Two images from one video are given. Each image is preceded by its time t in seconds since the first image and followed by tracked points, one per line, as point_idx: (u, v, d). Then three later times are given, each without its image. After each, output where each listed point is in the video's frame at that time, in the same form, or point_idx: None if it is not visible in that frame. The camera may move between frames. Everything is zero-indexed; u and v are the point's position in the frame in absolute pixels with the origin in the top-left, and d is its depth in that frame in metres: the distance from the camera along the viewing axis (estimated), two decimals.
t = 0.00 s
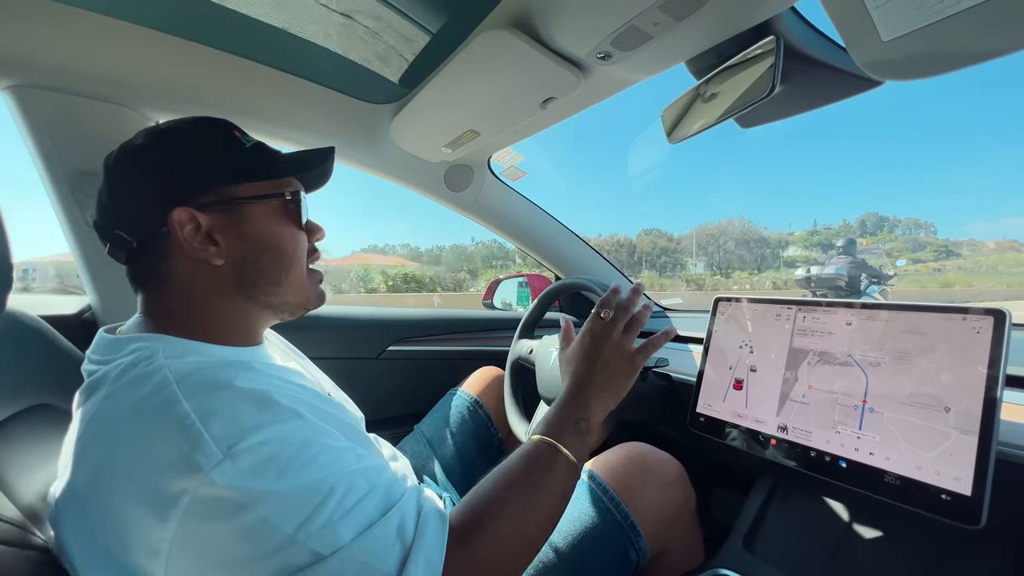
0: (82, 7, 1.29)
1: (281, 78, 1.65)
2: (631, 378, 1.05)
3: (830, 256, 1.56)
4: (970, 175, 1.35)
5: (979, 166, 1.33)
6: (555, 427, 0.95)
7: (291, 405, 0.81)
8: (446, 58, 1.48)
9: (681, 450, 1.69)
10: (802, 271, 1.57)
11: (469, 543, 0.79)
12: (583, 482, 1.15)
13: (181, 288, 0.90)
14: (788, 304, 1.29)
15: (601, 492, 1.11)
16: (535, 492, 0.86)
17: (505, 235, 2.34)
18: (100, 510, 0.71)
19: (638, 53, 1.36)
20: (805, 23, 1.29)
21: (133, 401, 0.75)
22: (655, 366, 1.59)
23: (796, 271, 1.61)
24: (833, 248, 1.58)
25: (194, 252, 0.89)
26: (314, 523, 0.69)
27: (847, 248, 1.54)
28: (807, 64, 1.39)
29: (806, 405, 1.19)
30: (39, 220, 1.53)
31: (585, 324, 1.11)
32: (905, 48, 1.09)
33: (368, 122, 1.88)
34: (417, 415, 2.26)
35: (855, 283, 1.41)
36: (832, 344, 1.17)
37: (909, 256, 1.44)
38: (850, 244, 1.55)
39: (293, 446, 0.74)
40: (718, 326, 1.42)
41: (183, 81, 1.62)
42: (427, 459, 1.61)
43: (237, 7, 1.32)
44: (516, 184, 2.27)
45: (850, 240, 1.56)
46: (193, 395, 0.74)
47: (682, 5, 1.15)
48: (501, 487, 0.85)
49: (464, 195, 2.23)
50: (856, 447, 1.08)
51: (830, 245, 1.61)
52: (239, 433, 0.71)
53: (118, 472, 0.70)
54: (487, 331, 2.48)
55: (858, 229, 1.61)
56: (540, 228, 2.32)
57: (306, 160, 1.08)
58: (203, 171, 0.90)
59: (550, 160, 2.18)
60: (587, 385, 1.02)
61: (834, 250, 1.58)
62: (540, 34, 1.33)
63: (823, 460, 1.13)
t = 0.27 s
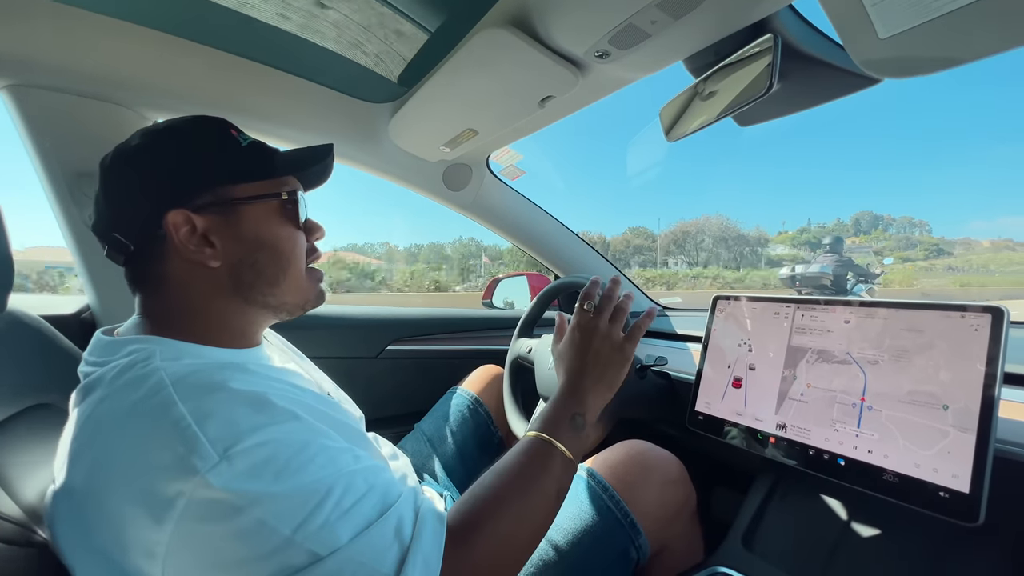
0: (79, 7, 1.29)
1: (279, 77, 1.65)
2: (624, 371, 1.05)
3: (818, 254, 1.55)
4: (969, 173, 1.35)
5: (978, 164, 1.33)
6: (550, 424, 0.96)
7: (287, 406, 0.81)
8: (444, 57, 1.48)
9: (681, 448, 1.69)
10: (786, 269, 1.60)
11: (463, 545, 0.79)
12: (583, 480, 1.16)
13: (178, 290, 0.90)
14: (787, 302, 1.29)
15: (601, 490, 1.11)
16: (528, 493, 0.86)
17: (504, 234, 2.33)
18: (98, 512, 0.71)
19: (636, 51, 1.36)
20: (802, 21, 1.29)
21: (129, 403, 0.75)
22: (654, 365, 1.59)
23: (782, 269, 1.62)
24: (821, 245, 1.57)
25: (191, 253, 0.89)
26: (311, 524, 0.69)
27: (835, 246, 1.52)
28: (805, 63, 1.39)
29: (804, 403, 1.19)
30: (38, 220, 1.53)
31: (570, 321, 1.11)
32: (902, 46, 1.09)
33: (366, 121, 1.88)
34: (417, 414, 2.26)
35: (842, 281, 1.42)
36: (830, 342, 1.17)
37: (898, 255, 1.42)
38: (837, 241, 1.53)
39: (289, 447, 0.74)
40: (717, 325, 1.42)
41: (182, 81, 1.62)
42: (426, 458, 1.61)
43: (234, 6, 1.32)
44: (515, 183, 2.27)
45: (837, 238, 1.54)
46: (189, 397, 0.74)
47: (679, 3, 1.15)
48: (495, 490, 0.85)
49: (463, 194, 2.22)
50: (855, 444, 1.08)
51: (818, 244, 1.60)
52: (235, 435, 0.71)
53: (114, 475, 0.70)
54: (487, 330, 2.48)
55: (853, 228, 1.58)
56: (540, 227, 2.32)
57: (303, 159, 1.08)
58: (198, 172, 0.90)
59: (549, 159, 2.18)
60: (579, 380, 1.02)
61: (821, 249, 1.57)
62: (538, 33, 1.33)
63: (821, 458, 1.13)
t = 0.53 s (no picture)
0: (79, 7, 1.29)
1: (279, 77, 1.65)
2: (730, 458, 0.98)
3: (805, 253, 1.60)
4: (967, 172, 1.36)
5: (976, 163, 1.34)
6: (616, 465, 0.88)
7: (294, 402, 0.82)
8: (443, 56, 1.48)
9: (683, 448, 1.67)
10: (773, 269, 1.65)
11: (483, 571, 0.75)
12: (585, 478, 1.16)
13: (172, 286, 0.90)
14: (786, 301, 1.29)
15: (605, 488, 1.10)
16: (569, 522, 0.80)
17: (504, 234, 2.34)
18: (106, 506, 0.71)
19: (636, 51, 1.36)
20: (802, 20, 1.29)
21: (137, 398, 0.75)
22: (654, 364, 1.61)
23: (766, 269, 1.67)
24: (807, 243, 1.63)
25: (182, 248, 0.89)
26: (318, 520, 0.69)
27: (821, 245, 1.59)
28: (804, 62, 1.40)
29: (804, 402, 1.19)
30: (38, 220, 1.53)
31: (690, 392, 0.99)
32: (902, 46, 1.09)
33: (366, 121, 1.88)
34: (418, 413, 2.26)
35: (828, 279, 1.45)
36: (830, 341, 1.17)
37: (888, 253, 1.44)
38: (821, 238, 1.61)
39: (297, 442, 0.74)
40: (716, 324, 1.43)
41: (182, 81, 1.62)
42: (428, 457, 1.62)
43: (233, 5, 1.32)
44: (515, 183, 2.27)
45: (823, 237, 1.60)
46: (197, 392, 0.75)
47: (679, 3, 1.15)
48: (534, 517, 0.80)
49: (463, 194, 2.23)
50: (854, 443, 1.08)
51: (805, 242, 1.65)
52: (243, 430, 0.72)
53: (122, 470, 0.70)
54: (487, 329, 2.48)
55: (846, 227, 1.62)
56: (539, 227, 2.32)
57: (288, 151, 1.08)
58: (184, 168, 0.90)
59: (548, 158, 2.18)
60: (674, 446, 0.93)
61: (808, 247, 1.62)
62: (538, 32, 1.33)
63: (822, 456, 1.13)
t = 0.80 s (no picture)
0: (80, 7, 1.29)
1: (280, 77, 1.65)
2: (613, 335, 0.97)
3: (792, 253, 1.62)
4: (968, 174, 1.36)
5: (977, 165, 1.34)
6: (527, 407, 0.88)
7: (283, 409, 0.81)
8: (444, 58, 1.48)
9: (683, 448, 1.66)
10: (757, 269, 1.69)
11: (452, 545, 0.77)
12: (584, 480, 1.16)
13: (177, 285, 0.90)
14: (787, 303, 1.29)
15: (603, 489, 1.11)
16: (517, 488, 0.82)
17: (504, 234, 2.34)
18: (93, 512, 0.71)
19: (636, 52, 1.36)
20: (802, 22, 1.29)
21: (124, 404, 0.75)
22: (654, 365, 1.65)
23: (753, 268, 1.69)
24: (794, 243, 1.64)
25: (190, 246, 0.89)
26: (304, 530, 0.69)
27: (807, 245, 1.60)
28: (805, 64, 1.40)
29: (803, 404, 1.19)
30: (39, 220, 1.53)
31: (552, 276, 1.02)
32: (902, 47, 1.09)
33: (366, 121, 1.88)
34: (418, 414, 2.26)
35: (816, 278, 1.49)
36: (830, 343, 1.17)
37: (878, 252, 1.44)
38: (808, 237, 1.61)
39: (284, 451, 0.74)
40: (716, 325, 1.43)
41: (183, 81, 1.62)
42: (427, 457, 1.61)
43: (234, 6, 1.32)
44: (515, 183, 2.27)
45: (811, 236, 1.61)
46: (184, 399, 0.74)
47: (680, 4, 1.15)
48: (478, 483, 0.81)
49: (463, 194, 2.23)
50: (853, 445, 1.08)
51: (793, 242, 1.66)
52: (229, 439, 0.71)
53: (109, 477, 0.70)
54: (486, 330, 2.48)
55: (841, 227, 1.59)
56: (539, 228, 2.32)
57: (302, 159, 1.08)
58: (199, 168, 0.91)
59: (548, 159, 2.18)
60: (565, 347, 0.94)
61: (795, 247, 1.63)
62: (538, 33, 1.33)
63: (822, 458, 1.13)
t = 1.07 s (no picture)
0: (79, 6, 1.29)
1: (279, 76, 1.65)
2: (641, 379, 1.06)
3: (780, 252, 1.66)
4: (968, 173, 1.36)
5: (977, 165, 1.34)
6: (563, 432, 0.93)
7: (289, 403, 0.81)
8: (443, 57, 1.48)
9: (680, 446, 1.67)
10: (744, 269, 1.64)
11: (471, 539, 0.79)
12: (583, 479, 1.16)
13: (174, 284, 0.90)
14: (786, 302, 1.30)
15: (602, 489, 1.11)
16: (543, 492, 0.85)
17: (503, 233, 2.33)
18: (100, 507, 0.71)
19: (636, 51, 1.36)
20: (801, 21, 1.29)
21: (132, 399, 0.75)
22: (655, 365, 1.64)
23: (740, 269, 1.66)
24: (783, 243, 1.68)
25: (186, 245, 0.89)
26: (313, 521, 0.69)
27: (795, 245, 1.64)
28: (804, 63, 1.40)
29: (803, 402, 1.19)
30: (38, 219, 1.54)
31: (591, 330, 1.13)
32: (901, 47, 1.09)
33: (365, 120, 1.88)
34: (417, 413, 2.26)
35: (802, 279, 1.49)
36: (829, 342, 1.17)
37: (866, 252, 1.46)
38: (799, 239, 1.65)
39: (292, 444, 0.74)
40: (715, 324, 1.43)
41: (181, 80, 1.62)
42: (427, 456, 1.61)
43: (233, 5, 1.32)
44: (514, 183, 2.26)
45: (798, 236, 1.66)
46: (192, 394, 0.74)
47: (679, 3, 1.15)
48: (509, 489, 0.84)
49: (462, 194, 2.22)
50: (853, 444, 1.08)
51: (779, 241, 1.71)
52: (237, 432, 0.71)
53: (117, 471, 0.70)
54: (486, 329, 2.48)
55: (834, 226, 1.64)
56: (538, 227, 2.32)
57: (296, 157, 1.08)
58: (194, 166, 0.90)
59: (547, 158, 2.18)
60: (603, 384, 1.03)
61: (783, 246, 1.68)
62: (537, 32, 1.33)
63: (821, 457, 1.13)
